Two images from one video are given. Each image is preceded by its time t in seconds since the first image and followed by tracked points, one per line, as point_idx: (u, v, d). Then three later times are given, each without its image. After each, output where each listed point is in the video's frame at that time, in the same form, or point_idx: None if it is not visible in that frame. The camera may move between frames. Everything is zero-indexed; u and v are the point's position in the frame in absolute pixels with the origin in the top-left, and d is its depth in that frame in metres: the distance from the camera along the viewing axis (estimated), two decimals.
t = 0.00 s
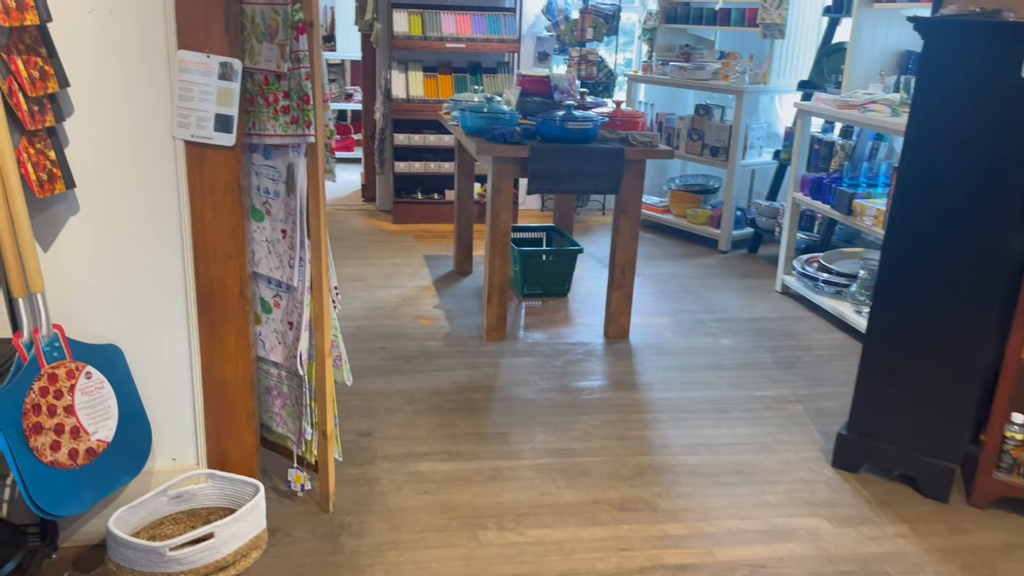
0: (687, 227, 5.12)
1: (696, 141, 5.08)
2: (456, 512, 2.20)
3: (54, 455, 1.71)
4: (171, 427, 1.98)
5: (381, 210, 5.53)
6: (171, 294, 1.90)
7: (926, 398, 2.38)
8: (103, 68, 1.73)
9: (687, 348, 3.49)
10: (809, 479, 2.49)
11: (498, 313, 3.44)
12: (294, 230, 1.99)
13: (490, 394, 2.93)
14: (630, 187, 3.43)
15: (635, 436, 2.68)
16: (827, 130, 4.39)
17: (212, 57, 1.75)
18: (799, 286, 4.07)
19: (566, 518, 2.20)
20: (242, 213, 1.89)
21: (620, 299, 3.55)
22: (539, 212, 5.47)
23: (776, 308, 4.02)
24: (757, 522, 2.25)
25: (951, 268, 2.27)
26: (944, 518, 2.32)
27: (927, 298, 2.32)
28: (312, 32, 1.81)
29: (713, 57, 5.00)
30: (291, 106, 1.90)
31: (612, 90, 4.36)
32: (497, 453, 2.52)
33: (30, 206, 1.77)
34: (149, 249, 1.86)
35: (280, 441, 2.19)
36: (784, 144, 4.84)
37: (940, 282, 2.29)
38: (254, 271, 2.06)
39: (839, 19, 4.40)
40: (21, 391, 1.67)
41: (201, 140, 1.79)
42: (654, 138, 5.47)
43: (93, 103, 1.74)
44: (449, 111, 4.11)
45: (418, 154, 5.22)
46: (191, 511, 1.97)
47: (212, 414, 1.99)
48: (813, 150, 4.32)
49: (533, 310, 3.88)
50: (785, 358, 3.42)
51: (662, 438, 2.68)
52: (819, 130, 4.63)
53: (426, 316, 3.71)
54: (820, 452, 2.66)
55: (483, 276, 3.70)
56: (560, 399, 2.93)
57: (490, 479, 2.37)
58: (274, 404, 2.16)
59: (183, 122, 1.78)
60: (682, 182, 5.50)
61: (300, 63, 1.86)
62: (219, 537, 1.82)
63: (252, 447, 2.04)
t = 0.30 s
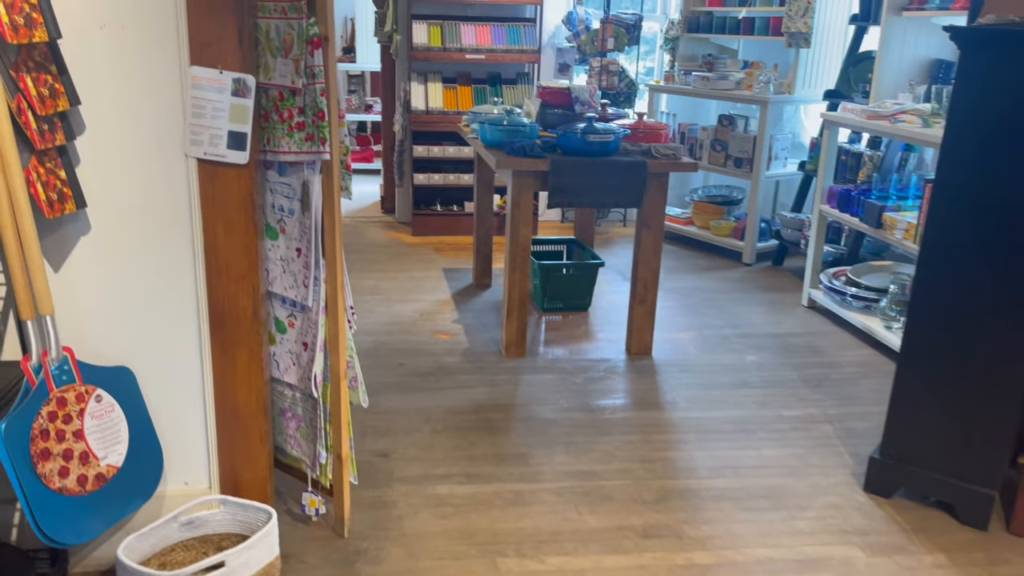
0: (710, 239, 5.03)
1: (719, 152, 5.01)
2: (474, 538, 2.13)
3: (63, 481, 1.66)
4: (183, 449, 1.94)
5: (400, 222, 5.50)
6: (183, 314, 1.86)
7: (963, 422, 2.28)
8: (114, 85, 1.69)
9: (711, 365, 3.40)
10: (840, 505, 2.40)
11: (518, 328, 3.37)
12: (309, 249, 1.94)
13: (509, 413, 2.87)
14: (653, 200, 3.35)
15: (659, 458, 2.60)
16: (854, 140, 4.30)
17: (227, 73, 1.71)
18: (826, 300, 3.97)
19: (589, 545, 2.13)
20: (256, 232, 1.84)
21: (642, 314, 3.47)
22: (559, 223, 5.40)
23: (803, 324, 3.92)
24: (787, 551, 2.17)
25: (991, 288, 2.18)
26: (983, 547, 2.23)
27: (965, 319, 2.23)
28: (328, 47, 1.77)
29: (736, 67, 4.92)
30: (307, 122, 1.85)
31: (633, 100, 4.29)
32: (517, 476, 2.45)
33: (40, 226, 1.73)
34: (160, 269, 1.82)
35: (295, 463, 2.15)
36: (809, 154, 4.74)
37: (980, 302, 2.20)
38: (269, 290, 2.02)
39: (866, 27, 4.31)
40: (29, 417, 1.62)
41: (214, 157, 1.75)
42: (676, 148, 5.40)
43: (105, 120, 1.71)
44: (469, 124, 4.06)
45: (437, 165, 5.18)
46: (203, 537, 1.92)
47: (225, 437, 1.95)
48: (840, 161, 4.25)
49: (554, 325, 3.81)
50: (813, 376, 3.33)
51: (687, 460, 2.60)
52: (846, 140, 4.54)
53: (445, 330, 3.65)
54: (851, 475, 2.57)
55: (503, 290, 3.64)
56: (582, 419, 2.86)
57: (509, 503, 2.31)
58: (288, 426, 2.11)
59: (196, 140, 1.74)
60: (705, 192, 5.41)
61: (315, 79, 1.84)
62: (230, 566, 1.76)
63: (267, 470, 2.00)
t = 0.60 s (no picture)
0: (723, 247, 4.96)
1: (732, 159, 4.94)
2: (485, 559, 2.08)
3: (61, 503, 1.62)
4: (186, 467, 1.90)
5: (409, 231, 5.45)
6: (185, 330, 1.81)
7: (987, 437, 2.21)
8: (115, 96, 1.65)
9: (726, 377, 3.33)
10: (862, 523, 2.33)
11: (529, 340, 3.32)
12: (315, 262, 1.89)
13: (520, 427, 2.81)
14: (666, 209, 3.29)
15: (674, 475, 2.54)
16: (870, 147, 4.23)
17: (230, 83, 1.66)
18: (843, 310, 3.90)
19: (603, 566, 2.07)
20: (260, 246, 1.78)
21: (655, 325, 3.41)
22: (570, 231, 5.35)
23: (819, 334, 3.85)
24: (806, 572, 2.10)
25: (1017, 300, 2.11)
26: (1011, 568, 2.15)
27: (990, 332, 2.16)
28: (333, 56, 1.72)
29: (749, 73, 4.86)
30: (312, 132, 1.82)
31: (645, 107, 4.23)
32: (528, 493, 2.39)
33: (39, 240, 1.70)
34: (161, 283, 1.77)
35: (301, 481, 2.09)
36: (824, 162, 4.67)
37: (1005, 315, 2.13)
38: (274, 305, 1.97)
39: (881, 32, 4.24)
40: (27, 436, 1.57)
41: (216, 169, 1.69)
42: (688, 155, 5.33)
43: (106, 131, 1.67)
44: (479, 132, 4.02)
45: (446, 174, 5.13)
46: (207, 559, 1.87)
47: (228, 456, 1.90)
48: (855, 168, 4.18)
49: (565, 336, 3.75)
50: (830, 388, 3.26)
51: (703, 477, 2.53)
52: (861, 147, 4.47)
53: (455, 342, 3.60)
54: (872, 492, 2.50)
55: (513, 300, 3.59)
56: (594, 433, 2.80)
57: (520, 522, 2.25)
58: (294, 444, 2.06)
59: (199, 152, 1.69)
60: (718, 200, 5.35)
61: (321, 88, 1.78)
62: None
63: (272, 489, 1.94)
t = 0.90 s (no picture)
0: (724, 255, 4.91)
1: (734, 165, 4.89)
2: None
3: (48, 529, 1.57)
4: (178, 488, 1.84)
5: (407, 240, 5.40)
6: (177, 347, 1.76)
7: (1002, 450, 2.16)
8: (101, 107, 1.60)
9: (731, 388, 3.28)
10: (872, 539, 2.28)
11: (530, 351, 3.26)
12: (310, 276, 1.84)
13: (522, 442, 2.75)
14: (668, 217, 3.24)
15: (679, 490, 2.48)
16: (873, 153, 4.19)
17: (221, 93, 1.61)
18: (847, 318, 3.85)
19: None
20: (254, 261, 1.74)
21: (658, 336, 3.35)
22: (570, 239, 5.30)
23: (824, 343, 3.80)
24: None
25: None
26: None
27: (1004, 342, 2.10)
28: (328, 65, 1.67)
29: (750, 79, 4.82)
30: (306, 143, 1.75)
31: (645, 114, 4.18)
32: (530, 510, 2.34)
33: (23, 257, 1.64)
34: (152, 300, 1.72)
35: (298, 501, 2.03)
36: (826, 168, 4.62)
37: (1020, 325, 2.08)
38: (269, 320, 1.92)
39: (883, 38, 4.20)
40: (12, 460, 1.53)
41: (208, 182, 1.65)
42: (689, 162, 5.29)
43: (92, 143, 1.61)
44: (477, 141, 3.97)
45: (445, 182, 5.09)
46: None
47: (222, 476, 1.84)
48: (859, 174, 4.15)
49: (566, 346, 3.70)
50: (836, 398, 3.20)
51: (709, 492, 2.48)
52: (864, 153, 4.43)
53: (455, 353, 3.54)
54: (882, 507, 2.44)
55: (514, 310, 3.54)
56: (597, 447, 2.74)
57: (523, 541, 2.19)
58: (290, 463, 2.01)
59: (190, 165, 1.64)
60: (719, 207, 5.30)
61: (315, 98, 1.72)
62: None
63: (268, 511, 1.88)
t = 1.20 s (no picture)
0: (716, 260, 4.88)
1: (724, 171, 4.86)
2: None
3: (23, 559, 1.52)
4: (158, 512, 1.78)
5: (396, 248, 5.35)
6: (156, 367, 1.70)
7: (1003, 461, 2.12)
8: (75, 120, 1.54)
9: (725, 397, 3.23)
10: (872, 553, 2.23)
11: (521, 362, 3.21)
12: (295, 292, 1.78)
13: (514, 455, 2.69)
14: (660, 225, 3.20)
15: (675, 504, 2.43)
16: (865, 158, 4.18)
17: (201, 104, 1.56)
18: (841, 324, 3.81)
19: None
20: (237, 277, 1.68)
21: (651, 345, 3.31)
22: (560, 246, 5.25)
23: (818, 349, 3.76)
24: None
25: None
26: None
27: (1004, 351, 2.06)
28: (312, 74, 1.61)
29: (739, 84, 4.80)
30: (290, 155, 1.70)
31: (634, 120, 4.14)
32: (524, 528, 2.28)
33: None
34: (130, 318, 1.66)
35: (284, 523, 1.97)
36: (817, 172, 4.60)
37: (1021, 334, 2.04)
38: (253, 337, 1.86)
39: (873, 42, 4.18)
40: None
41: (188, 197, 1.59)
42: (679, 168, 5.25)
43: (65, 158, 1.56)
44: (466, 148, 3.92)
45: (434, 189, 5.03)
46: None
47: (205, 500, 1.78)
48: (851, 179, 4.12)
49: (558, 356, 3.65)
50: (832, 406, 3.16)
51: (705, 506, 2.43)
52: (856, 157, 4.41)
53: (445, 364, 3.49)
54: (882, 519, 2.40)
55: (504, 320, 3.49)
56: (591, 460, 2.69)
57: (516, 559, 2.13)
58: (276, 484, 1.95)
59: (169, 178, 1.58)
60: (710, 213, 5.27)
61: (298, 109, 1.66)
62: None
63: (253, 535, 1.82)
